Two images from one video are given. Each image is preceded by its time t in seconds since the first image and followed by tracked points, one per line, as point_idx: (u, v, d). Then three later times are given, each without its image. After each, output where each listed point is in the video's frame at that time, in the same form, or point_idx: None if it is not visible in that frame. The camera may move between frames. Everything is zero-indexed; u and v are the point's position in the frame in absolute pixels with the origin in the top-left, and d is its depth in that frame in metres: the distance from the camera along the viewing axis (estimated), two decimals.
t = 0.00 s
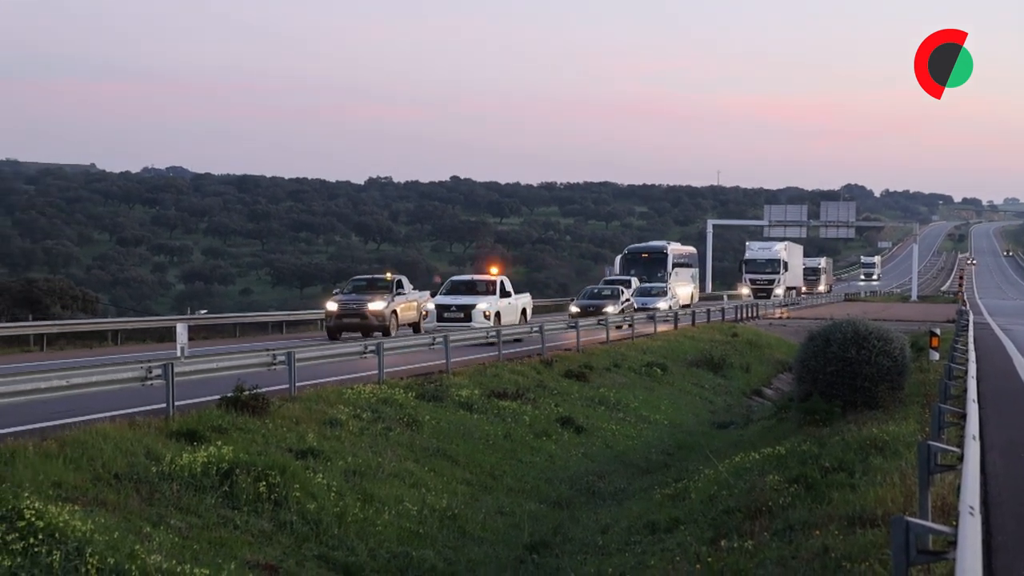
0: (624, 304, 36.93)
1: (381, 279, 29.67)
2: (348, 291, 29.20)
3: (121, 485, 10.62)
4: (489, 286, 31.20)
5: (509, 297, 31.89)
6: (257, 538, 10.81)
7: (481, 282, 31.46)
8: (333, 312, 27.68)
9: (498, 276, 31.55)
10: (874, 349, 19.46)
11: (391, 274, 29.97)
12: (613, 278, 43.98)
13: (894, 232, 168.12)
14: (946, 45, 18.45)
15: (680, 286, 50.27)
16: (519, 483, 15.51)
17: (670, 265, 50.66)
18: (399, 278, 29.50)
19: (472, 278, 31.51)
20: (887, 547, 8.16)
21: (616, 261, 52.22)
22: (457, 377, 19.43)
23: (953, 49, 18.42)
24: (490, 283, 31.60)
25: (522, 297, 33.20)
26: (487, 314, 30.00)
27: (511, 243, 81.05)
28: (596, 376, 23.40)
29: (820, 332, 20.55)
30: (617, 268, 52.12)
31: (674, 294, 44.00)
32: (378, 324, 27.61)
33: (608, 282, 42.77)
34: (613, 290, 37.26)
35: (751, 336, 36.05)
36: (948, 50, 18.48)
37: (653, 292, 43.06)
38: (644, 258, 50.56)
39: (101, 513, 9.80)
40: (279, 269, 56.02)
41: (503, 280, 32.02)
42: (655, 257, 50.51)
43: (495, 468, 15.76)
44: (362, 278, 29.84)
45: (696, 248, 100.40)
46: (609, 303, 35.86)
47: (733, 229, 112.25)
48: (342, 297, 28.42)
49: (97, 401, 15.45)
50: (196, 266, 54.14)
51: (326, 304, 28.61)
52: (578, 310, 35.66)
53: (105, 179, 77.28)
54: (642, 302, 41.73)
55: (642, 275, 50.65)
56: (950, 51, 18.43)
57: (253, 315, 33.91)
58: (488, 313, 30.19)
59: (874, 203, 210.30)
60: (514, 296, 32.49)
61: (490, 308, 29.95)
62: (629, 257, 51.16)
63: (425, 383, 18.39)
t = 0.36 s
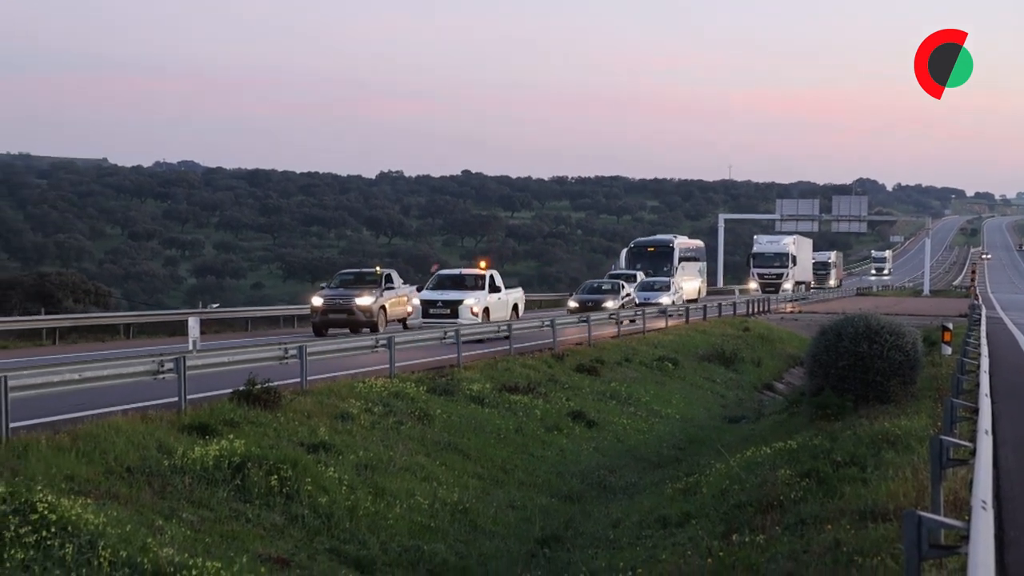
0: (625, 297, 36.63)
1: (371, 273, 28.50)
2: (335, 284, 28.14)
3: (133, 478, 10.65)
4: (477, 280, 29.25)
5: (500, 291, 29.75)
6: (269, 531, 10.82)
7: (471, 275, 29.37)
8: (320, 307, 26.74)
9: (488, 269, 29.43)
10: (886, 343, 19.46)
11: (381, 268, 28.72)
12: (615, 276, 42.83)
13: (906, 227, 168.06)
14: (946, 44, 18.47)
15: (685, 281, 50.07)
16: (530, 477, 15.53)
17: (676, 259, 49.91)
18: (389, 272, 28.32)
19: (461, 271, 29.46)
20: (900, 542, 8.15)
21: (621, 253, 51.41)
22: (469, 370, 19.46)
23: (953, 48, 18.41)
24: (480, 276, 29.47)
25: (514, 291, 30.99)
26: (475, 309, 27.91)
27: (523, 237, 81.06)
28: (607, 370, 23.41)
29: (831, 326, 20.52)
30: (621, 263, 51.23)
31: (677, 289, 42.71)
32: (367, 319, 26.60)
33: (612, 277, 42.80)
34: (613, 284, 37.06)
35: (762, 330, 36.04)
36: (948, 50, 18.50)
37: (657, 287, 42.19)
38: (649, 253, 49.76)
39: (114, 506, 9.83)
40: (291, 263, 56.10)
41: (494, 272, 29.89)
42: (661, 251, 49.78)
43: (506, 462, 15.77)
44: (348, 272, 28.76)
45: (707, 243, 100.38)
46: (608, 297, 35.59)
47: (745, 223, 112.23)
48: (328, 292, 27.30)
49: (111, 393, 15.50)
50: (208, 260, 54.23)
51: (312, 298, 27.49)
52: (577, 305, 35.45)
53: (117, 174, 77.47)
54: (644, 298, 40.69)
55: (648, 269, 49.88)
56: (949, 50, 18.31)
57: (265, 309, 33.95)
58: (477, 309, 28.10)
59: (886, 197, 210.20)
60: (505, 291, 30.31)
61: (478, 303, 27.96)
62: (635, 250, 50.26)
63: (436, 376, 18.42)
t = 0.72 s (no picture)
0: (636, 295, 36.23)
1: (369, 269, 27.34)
2: (332, 280, 27.04)
3: (159, 473, 10.69)
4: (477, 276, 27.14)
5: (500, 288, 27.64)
6: (294, 527, 10.85)
7: (469, 272, 27.24)
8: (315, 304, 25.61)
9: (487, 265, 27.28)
10: (913, 340, 19.39)
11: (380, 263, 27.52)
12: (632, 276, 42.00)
13: (930, 223, 167.65)
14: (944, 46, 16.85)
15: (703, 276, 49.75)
16: (555, 474, 15.53)
17: (696, 256, 49.62)
18: (388, 268, 27.20)
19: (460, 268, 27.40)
20: (927, 540, 8.11)
21: (640, 248, 51.14)
22: (493, 367, 19.47)
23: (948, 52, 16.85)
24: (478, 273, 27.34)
25: (515, 288, 28.83)
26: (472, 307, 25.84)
27: (547, 234, 81.00)
28: (631, 367, 23.35)
29: (857, 323, 20.46)
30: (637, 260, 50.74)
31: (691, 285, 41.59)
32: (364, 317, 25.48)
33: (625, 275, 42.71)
34: (625, 280, 36.77)
35: (787, 327, 35.91)
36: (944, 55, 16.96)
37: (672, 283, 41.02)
38: (669, 248, 49.50)
39: (139, 501, 9.87)
40: (314, 260, 56.15)
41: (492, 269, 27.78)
42: (680, 247, 49.50)
43: (530, 458, 15.76)
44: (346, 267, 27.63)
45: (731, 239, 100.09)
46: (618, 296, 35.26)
47: (769, 220, 112.06)
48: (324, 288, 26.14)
49: (137, 389, 15.52)
50: (233, 257, 54.34)
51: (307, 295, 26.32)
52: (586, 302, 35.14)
53: (142, 170, 77.75)
54: (659, 294, 39.61)
55: (667, 265, 49.61)
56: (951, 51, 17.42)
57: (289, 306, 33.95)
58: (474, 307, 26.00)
59: (911, 193, 209.58)
60: (505, 288, 28.15)
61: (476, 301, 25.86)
62: (654, 245, 49.89)
63: (460, 373, 18.42)
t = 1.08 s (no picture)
0: (667, 296, 35.35)
1: (384, 268, 26.99)
2: (346, 278, 26.76)
3: (205, 470, 10.75)
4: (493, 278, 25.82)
5: (517, 288, 26.42)
6: (339, 525, 10.87)
7: (485, 272, 25.99)
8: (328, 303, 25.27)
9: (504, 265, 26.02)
10: (960, 340, 19.22)
11: (395, 261, 27.17)
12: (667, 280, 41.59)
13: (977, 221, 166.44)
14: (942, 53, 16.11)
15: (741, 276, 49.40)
16: (598, 473, 15.50)
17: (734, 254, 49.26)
18: (403, 267, 26.88)
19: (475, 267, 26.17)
20: (976, 542, 8.04)
21: (677, 246, 50.85)
22: (536, 365, 19.49)
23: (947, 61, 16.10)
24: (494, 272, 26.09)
25: (533, 288, 27.58)
26: (486, 308, 24.61)
27: (590, 232, 80.91)
28: (675, 366, 23.26)
29: (903, 322, 20.31)
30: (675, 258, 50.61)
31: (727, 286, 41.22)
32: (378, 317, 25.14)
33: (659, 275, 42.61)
34: (656, 279, 35.89)
35: (833, 327, 35.67)
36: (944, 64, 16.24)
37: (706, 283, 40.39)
38: (707, 247, 49.22)
39: (186, 498, 9.93)
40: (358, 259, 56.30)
41: (509, 268, 26.53)
42: (719, 245, 49.20)
43: (574, 458, 15.72)
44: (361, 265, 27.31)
45: (774, 238, 99.56)
46: (647, 295, 34.45)
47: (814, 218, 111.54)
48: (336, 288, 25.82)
49: (182, 386, 15.61)
50: (277, 255, 54.60)
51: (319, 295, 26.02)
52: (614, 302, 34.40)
53: (187, 169, 78.25)
54: (693, 294, 39.05)
55: (706, 264, 49.34)
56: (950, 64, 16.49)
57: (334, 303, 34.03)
58: (489, 308, 24.77)
59: (957, 192, 208.02)
60: (523, 288, 26.90)
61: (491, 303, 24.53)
62: (692, 244, 49.64)
63: (504, 372, 18.43)
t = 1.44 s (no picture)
0: (702, 293, 34.68)
1: (404, 266, 26.20)
2: (363, 278, 26.02)
3: (257, 468, 10.82)
4: (511, 275, 24.10)
5: (538, 287, 24.73)
6: (390, 522, 10.91)
7: (505, 269, 24.28)
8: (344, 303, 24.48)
9: (523, 262, 24.33)
10: (1015, 339, 19.03)
11: (415, 259, 26.41)
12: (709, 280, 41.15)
13: None
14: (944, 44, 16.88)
15: (787, 274, 49.02)
16: (649, 472, 15.47)
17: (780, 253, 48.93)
18: (423, 265, 26.11)
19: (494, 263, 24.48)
20: None
21: (722, 245, 50.55)
22: (586, 364, 19.47)
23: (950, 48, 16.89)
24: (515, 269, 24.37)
25: (556, 288, 25.88)
26: (505, 308, 22.89)
27: (640, 230, 80.78)
28: (725, 365, 23.19)
29: (957, 321, 20.13)
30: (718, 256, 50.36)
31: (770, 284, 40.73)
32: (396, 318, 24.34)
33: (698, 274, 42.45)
34: (690, 279, 35.35)
35: (886, 326, 35.42)
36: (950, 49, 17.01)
37: (747, 282, 39.90)
38: (752, 245, 48.92)
39: (238, 495, 10.01)
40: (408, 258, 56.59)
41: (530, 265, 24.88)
42: (764, 243, 48.91)
43: (624, 456, 15.71)
44: (377, 263, 26.53)
45: (826, 237, 98.86)
46: (682, 295, 33.78)
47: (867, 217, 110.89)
48: (352, 287, 25.03)
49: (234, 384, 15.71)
50: (328, 253, 54.84)
51: (335, 294, 25.21)
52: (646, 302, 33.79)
53: (239, 167, 78.77)
54: (732, 294, 38.60)
55: (751, 262, 49.05)
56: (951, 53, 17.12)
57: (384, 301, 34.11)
58: (507, 308, 23.06)
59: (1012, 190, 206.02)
60: (545, 286, 25.21)
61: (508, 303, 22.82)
62: (736, 243, 49.35)
63: (554, 370, 18.43)
